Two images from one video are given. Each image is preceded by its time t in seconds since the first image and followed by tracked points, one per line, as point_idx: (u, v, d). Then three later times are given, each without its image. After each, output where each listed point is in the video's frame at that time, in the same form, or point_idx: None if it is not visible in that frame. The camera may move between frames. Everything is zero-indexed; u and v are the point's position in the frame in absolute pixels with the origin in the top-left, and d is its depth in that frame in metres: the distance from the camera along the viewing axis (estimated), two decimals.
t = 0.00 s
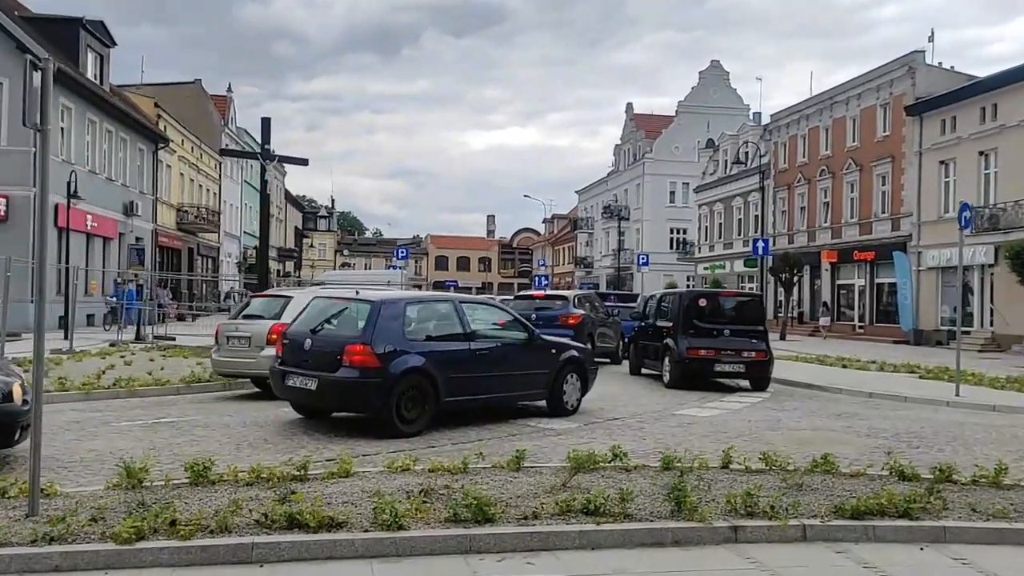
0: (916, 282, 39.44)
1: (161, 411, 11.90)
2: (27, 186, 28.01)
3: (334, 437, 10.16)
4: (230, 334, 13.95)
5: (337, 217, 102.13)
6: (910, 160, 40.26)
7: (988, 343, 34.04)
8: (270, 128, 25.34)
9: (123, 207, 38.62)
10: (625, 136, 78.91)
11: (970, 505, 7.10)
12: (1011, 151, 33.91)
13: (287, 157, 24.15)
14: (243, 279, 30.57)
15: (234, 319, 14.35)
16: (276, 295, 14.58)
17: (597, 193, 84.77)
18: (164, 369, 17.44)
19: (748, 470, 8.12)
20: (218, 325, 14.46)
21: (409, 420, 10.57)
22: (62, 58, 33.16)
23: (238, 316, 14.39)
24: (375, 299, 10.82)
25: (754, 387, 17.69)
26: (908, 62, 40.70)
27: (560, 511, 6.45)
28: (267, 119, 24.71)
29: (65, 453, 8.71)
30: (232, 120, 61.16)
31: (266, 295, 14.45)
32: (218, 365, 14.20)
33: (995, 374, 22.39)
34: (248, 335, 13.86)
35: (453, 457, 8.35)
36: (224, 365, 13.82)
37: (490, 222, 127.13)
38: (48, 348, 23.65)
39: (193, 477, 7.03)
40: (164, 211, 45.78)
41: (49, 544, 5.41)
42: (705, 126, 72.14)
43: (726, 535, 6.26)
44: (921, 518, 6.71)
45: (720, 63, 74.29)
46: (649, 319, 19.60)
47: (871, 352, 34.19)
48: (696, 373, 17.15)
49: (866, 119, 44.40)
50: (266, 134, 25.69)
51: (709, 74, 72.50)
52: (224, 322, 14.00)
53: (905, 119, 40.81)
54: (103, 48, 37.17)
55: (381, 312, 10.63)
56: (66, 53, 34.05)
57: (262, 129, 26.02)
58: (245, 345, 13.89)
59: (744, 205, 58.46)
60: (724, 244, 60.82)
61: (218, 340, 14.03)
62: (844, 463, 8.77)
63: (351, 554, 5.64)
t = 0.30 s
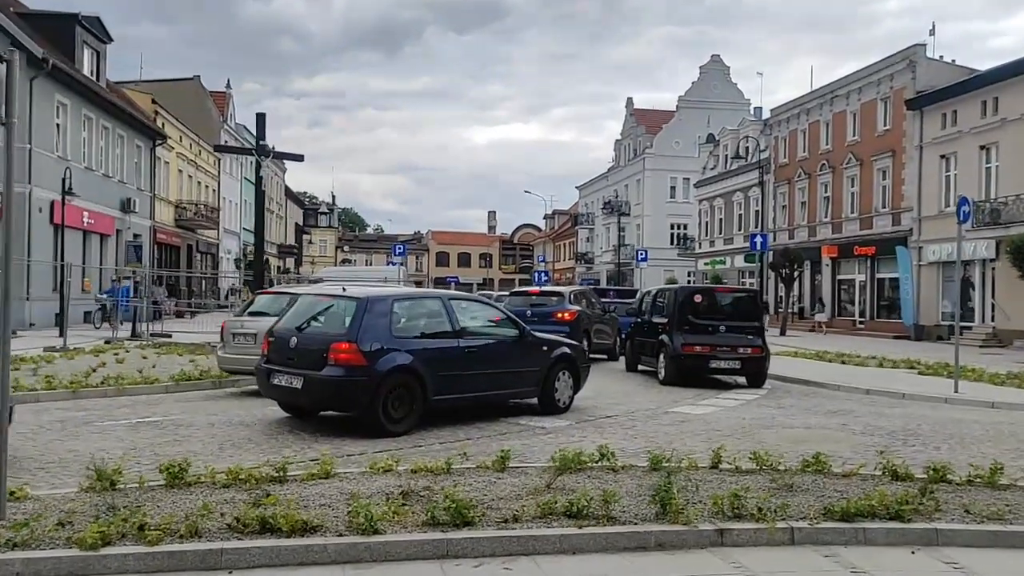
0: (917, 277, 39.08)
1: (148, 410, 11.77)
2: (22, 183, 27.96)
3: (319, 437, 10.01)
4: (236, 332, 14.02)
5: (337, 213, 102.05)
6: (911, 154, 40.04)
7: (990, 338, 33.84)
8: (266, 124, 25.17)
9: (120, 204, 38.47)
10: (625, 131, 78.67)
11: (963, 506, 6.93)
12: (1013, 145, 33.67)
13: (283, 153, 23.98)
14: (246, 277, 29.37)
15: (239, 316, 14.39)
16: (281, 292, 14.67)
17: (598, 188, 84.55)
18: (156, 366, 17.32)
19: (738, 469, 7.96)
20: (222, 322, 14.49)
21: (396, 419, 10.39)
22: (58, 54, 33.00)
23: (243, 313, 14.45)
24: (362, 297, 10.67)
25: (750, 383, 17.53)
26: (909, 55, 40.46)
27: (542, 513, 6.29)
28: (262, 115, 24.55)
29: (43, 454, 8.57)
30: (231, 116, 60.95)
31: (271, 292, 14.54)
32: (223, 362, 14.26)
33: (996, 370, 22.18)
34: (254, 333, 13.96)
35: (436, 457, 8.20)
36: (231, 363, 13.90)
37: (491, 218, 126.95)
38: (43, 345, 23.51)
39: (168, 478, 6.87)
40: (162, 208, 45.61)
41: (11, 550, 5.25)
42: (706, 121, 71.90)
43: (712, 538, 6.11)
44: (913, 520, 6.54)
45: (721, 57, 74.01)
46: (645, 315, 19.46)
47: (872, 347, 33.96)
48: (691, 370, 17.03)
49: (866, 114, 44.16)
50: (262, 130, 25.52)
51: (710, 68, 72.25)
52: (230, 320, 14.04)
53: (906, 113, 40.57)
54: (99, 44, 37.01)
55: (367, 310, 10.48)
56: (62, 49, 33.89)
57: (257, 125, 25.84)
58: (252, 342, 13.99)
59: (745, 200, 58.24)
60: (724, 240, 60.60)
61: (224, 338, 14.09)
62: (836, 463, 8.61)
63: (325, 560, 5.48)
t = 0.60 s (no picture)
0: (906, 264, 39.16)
1: (118, 406, 11.57)
2: (3, 176, 27.74)
3: (290, 431, 9.84)
4: (225, 325, 13.86)
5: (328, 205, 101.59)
6: (899, 140, 39.92)
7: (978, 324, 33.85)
8: (246, 115, 24.91)
9: (104, 197, 38.19)
10: (615, 119, 78.41)
11: (935, 498, 6.81)
12: (1000, 130, 33.56)
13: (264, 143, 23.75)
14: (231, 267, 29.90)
15: (228, 309, 14.23)
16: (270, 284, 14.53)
17: (589, 177, 84.34)
18: (132, 361, 17.08)
19: (709, 462, 7.85)
20: (212, 314, 14.30)
21: (368, 413, 10.24)
22: (38, 45, 32.64)
23: (233, 306, 14.29)
24: (333, 288, 10.50)
25: (734, 372, 17.44)
26: (897, 40, 40.31)
27: (504, 510, 6.15)
28: (242, 105, 24.30)
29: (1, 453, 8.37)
30: (218, 107, 60.50)
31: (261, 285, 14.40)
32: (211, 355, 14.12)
33: (982, 356, 22.15)
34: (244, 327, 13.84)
35: (403, 452, 8.05)
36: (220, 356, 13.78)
37: (482, 207, 126.72)
38: (23, 340, 23.27)
39: (124, 478, 6.69)
40: (148, 200, 45.27)
41: None
42: (696, 108, 71.69)
43: (677, 535, 5.97)
44: (883, 513, 6.42)
45: (711, 44, 73.75)
46: (629, 305, 19.35)
47: (860, 335, 33.91)
48: (673, 359, 16.93)
49: (855, 99, 44.00)
50: (243, 120, 25.26)
51: (700, 55, 71.97)
52: (219, 313, 13.88)
53: (894, 99, 40.45)
54: (81, 35, 36.60)
55: (338, 301, 10.31)
56: (42, 40, 33.53)
57: (238, 115, 25.55)
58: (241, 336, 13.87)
59: (734, 187, 58.11)
60: (714, 228, 60.49)
61: (213, 331, 13.93)
62: (810, 454, 8.50)
63: (275, 562, 5.33)
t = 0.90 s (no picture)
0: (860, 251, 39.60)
1: (50, 398, 11.23)
2: None
3: (225, 424, 9.61)
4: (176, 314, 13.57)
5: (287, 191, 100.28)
6: (853, 129, 40.32)
7: (929, 311, 34.37)
8: (193, 99, 24.36)
9: (51, 183, 37.30)
10: (576, 107, 78.34)
11: (868, 486, 6.80)
12: (951, 119, 34.00)
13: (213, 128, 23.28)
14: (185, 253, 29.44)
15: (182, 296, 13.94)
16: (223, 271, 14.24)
17: (550, 164, 84.26)
18: (72, 352, 16.64)
19: (646, 452, 7.78)
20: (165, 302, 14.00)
21: (306, 404, 10.05)
22: None
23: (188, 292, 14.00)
24: (270, 276, 10.26)
25: (684, 359, 17.45)
26: (852, 29, 40.63)
27: (430, 504, 5.99)
28: (190, 89, 23.78)
29: None
30: (171, 91, 59.35)
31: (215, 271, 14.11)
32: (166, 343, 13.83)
33: (930, 342, 22.46)
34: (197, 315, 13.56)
35: (336, 445, 7.87)
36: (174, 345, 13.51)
37: (444, 195, 126.11)
38: None
39: (38, 475, 6.44)
40: (97, 186, 44.29)
41: None
42: (656, 96, 71.89)
43: (606, 527, 5.86)
44: (815, 502, 6.38)
45: (671, 32, 73.92)
46: (581, 293, 19.28)
47: (815, 322, 34.25)
48: (624, 346, 16.90)
49: (810, 88, 44.33)
50: (191, 104, 24.71)
51: (660, 43, 72.13)
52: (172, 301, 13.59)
53: (849, 88, 40.82)
54: (26, 16, 35.64)
55: (274, 289, 10.06)
56: None
57: (185, 99, 24.99)
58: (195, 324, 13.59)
59: (693, 175, 58.37)
60: (673, 215, 60.74)
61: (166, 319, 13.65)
62: (748, 442, 8.47)
63: (187, 561, 5.14)
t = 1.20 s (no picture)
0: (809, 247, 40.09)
1: None
2: None
3: (149, 420, 9.30)
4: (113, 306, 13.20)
5: (239, 184, 98.63)
6: (802, 127, 40.80)
7: (873, 307, 34.94)
8: (134, 87, 23.72)
9: None
10: (531, 102, 78.28)
11: (797, 481, 6.75)
12: (896, 118, 34.52)
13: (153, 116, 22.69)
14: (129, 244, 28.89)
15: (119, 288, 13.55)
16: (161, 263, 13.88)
17: (505, 159, 84.10)
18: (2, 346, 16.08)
19: (578, 447, 7.68)
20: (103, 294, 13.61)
21: (236, 400, 9.78)
22: None
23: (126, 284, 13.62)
24: (199, 268, 9.95)
25: (630, 354, 17.44)
26: (801, 28, 41.03)
27: (350, 503, 5.81)
28: (130, 76, 23.15)
29: None
30: (117, 80, 58.00)
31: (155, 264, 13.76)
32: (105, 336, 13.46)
33: (873, 338, 22.75)
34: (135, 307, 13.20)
35: (259, 442, 7.63)
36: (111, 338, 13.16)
37: (400, 189, 125.25)
38: None
39: None
40: (38, 176, 43.08)
41: None
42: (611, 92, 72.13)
43: (530, 525, 5.73)
44: (743, 497, 6.32)
45: (625, 29, 74.19)
46: (528, 287, 19.16)
47: (763, 317, 34.61)
48: (569, 342, 16.82)
49: (761, 86, 44.75)
50: (131, 93, 24.07)
51: (614, 39, 72.30)
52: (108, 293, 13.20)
53: (798, 86, 41.30)
54: None
55: (203, 281, 9.76)
56: None
57: (126, 87, 24.34)
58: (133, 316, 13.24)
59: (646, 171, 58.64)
60: (627, 211, 60.97)
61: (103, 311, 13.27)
62: (682, 437, 8.41)
63: (87, 565, 4.91)
